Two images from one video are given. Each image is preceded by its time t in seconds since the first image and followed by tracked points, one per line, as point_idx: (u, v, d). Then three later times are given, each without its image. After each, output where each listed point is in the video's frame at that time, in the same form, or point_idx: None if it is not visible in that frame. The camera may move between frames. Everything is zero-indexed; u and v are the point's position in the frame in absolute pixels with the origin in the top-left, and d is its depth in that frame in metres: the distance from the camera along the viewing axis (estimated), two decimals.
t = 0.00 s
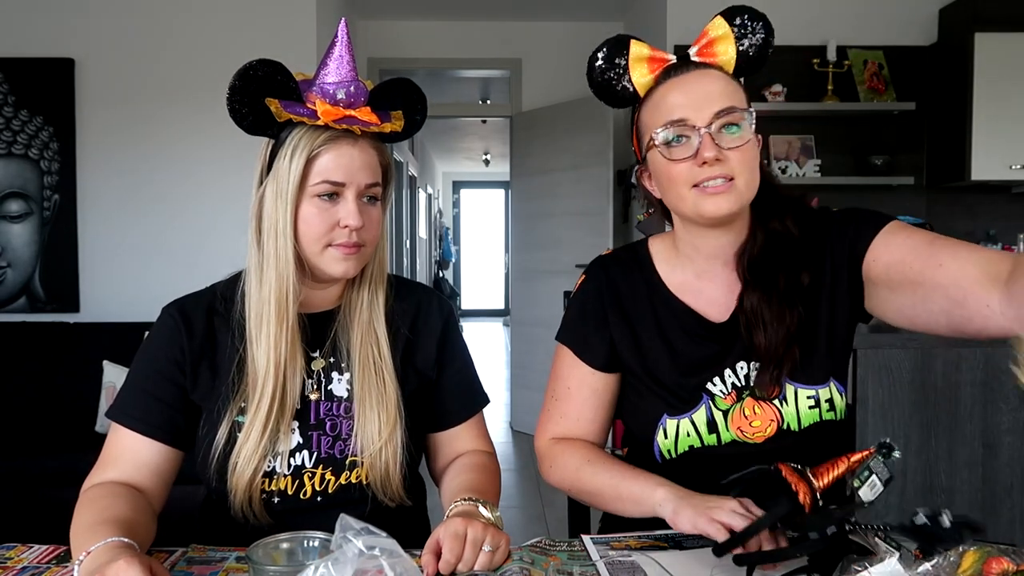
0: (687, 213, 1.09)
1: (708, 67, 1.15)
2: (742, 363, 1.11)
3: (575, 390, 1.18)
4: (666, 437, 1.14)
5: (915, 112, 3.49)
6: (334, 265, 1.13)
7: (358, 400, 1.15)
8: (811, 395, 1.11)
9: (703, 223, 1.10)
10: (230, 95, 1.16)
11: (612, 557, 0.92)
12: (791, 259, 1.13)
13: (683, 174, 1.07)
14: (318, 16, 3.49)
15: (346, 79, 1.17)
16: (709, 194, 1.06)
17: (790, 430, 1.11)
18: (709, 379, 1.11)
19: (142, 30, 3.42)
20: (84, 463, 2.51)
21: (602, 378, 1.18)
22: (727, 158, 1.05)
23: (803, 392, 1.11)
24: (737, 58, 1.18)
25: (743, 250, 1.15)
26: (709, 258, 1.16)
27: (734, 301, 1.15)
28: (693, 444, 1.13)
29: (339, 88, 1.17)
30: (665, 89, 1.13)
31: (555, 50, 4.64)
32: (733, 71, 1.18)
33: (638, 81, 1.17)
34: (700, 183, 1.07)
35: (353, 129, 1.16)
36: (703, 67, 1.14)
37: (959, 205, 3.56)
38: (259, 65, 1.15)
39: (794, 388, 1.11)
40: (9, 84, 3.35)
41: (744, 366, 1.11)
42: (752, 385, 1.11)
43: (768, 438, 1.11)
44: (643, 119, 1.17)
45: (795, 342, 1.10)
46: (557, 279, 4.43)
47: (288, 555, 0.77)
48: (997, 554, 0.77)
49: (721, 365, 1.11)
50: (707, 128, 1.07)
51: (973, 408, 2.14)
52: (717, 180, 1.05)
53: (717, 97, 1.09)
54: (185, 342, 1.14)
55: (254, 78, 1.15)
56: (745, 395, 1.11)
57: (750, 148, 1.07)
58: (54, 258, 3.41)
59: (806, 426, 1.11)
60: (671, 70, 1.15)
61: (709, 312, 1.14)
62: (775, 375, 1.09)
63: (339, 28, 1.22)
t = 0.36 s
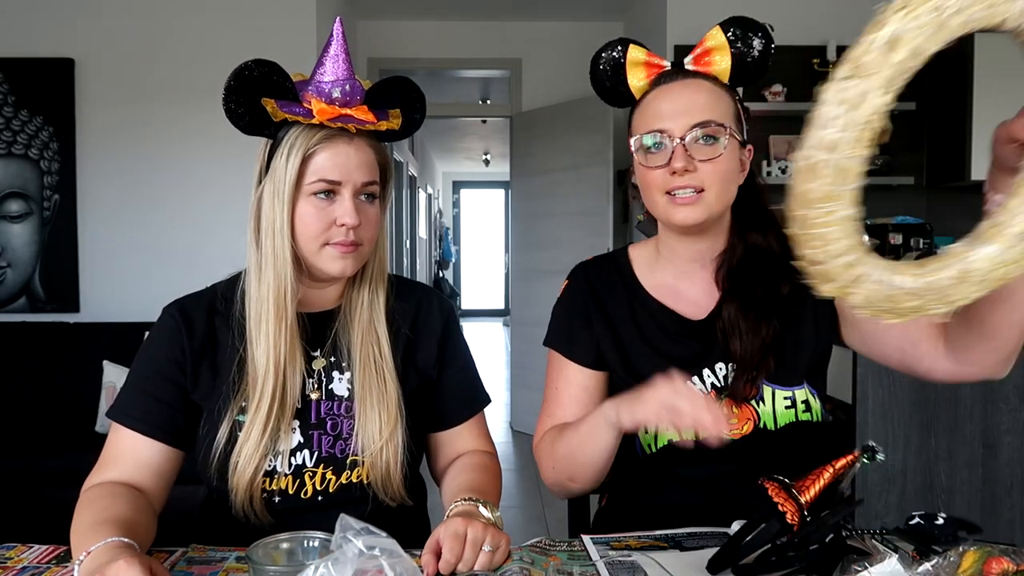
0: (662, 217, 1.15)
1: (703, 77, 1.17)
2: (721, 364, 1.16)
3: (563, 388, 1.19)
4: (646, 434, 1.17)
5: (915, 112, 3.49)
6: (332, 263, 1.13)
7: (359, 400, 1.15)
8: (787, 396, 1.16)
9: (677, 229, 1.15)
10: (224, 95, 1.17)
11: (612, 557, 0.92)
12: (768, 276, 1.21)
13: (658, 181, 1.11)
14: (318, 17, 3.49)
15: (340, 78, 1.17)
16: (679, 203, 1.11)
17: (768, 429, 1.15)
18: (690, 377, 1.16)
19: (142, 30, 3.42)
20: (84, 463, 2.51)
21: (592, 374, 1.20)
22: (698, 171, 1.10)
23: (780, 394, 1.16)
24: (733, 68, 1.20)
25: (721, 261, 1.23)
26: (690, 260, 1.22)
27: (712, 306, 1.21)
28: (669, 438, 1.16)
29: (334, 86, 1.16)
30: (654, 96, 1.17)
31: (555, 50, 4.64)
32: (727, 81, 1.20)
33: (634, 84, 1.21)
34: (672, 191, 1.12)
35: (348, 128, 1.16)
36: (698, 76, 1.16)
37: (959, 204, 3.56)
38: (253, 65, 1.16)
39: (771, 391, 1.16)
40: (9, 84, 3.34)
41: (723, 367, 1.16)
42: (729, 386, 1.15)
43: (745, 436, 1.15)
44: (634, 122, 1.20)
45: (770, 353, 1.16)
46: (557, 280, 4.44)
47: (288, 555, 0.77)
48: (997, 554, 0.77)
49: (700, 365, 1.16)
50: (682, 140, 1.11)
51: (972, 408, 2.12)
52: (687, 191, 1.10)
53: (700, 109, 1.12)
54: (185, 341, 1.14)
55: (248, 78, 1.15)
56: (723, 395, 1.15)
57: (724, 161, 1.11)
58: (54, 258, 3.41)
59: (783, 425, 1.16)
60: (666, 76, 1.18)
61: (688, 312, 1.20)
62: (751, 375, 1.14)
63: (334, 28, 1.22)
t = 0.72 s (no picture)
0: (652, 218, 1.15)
1: (690, 80, 1.16)
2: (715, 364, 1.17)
3: (566, 384, 1.16)
4: (646, 432, 1.17)
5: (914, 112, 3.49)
6: (320, 262, 1.13)
7: (359, 401, 1.15)
8: (784, 389, 1.16)
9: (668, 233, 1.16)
10: (218, 92, 1.19)
11: (612, 557, 0.92)
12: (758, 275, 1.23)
13: (647, 184, 1.11)
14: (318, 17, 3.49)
15: (332, 77, 1.17)
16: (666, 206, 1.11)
17: (764, 422, 1.16)
18: (687, 375, 1.16)
19: (142, 30, 3.42)
20: (84, 464, 2.51)
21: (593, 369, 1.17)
22: (683, 175, 1.09)
23: (776, 386, 1.16)
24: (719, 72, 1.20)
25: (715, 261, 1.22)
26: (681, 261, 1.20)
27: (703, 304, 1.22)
28: (672, 437, 1.16)
29: (323, 84, 1.17)
30: (642, 100, 1.16)
31: (555, 50, 4.64)
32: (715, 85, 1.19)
33: (623, 88, 1.23)
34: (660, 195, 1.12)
35: (335, 126, 1.15)
36: (685, 80, 1.16)
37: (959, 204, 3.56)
38: (247, 65, 1.17)
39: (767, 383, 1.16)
40: (9, 84, 3.34)
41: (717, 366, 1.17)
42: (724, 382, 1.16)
43: (743, 432, 1.15)
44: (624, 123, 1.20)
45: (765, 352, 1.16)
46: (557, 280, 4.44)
47: (288, 555, 0.77)
48: (997, 554, 0.77)
49: (698, 362, 1.17)
50: (667, 143, 1.10)
51: (973, 408, 2.13)
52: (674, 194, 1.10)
53: (688, 112, 1.11)
54: (185, 341, 1.14)
55: (240, 76, 1.16)
56: (721, 393, 1.16)
57: (711, 165, 1.10)
58: (53, 258, 3.41)
59: (781, 419, 1.16)
60: (653, 80, 1.19)
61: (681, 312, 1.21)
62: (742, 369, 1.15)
63: (328, 26, 1.22)
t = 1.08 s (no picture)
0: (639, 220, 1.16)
1: (678, 84, 1.16)
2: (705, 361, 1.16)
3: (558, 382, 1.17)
4: (637, 431, 1.17)
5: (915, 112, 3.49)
6: (313, 261, 1.12)
7: (360, 402, 1.15)
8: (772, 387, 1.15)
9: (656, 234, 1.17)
10: (213, 93, 1.20)
11: (612, 557, 0.92)
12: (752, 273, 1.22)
13: (636, 187, 1.13)
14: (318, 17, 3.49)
15: (326, 75, 1.17)
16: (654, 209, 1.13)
17: (754, 420, 1.15)
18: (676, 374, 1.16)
19: (142, 30, 3.42)
20: (84, 464, 2.51)
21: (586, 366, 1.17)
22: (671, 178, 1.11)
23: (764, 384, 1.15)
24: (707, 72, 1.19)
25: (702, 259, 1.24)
26: (671, 260, 1.24)
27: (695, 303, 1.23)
28: (663, 435, 1.15)
29: (317, 83, 1.17)
30: (632, 102, 1.16)
31: (555, 50, 4.64)
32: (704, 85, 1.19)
33: (612, 91, 1.22)
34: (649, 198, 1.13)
35: (328, 125, 1.15)
36: (672, 85, 1.16)
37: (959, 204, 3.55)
38: (242, 65, 1.18)
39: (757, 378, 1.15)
40: (9, 84, 3.34)
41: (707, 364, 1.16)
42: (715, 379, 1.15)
43: (734, 430, 1.15)
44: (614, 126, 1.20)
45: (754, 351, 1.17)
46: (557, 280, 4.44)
47: (288, 555, 0.77)
48: (997, 554, 0.77)
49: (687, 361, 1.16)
50: (655, 146, 1.11)
51: (973, 408, 2.13)
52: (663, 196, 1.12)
53: (676, 115, 1.12)
54: (185, 342, 1.14)
55: (236, 77, 1.18)
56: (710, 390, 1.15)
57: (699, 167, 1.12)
58: (54, 258, 3.41)
59: (769, 416, 1.15)
60: (642, 83, 1.19)
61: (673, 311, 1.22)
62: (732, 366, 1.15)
63: (321, 25, 1.22)
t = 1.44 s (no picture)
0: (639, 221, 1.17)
1: (675, 85, 1.17)
2: (706, 364, 1.16)
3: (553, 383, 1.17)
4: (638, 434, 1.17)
5: (914, 112, 3.49)
6: (310, 261, 1.12)
7: (359, 404, 1.15)
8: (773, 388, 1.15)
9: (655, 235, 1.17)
10: (212, 93, 1.20)
11: (612, 557, 0.92)
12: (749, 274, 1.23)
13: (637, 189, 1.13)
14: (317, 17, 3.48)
15: (324, 75, 1.16)
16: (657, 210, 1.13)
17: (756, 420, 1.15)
18: (676, 378, 1.16)
19: (142, 30, 3.42)
20: (83, 463, 2.51)
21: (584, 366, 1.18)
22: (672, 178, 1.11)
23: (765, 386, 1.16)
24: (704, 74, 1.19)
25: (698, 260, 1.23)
26: (670, 261, 1.24)
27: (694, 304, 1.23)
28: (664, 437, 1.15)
29: (314, 83, 1.16)
30: (630, 105, 1.16)
31: (555, 50, 4.64)
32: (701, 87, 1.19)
33: (610, 93, 1.21)
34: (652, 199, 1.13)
35: (325, 124, 1.15)
36: (668, 86, 1.17)
37: (959, 204, 3.55)
38: (241, 65, 1.18)
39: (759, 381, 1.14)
40: (9, 84, 3.34)
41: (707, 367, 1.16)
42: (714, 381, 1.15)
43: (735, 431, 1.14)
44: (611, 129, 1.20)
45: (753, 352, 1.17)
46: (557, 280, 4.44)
47: (288, 555, 0.77)
48: (997, 554, 0.77)
49: (687, 364, 1.17)
50: (656, 148, 1.11)
51: (973, 408, 2.13)
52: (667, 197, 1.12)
53: (674, 116, 1.12)
54: (184, 344, 1.14)
55: (235, 76, 1.17)
56: (711, 394, 1.15)
57: (699, 166, 1.12)
58: (54, 258, 3.41)
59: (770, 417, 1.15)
60: (639, 85, 1.19)
61: (670, 313, 1.22)
62: (730, 369, 1.15)
63: (319, 25, 1.22)
